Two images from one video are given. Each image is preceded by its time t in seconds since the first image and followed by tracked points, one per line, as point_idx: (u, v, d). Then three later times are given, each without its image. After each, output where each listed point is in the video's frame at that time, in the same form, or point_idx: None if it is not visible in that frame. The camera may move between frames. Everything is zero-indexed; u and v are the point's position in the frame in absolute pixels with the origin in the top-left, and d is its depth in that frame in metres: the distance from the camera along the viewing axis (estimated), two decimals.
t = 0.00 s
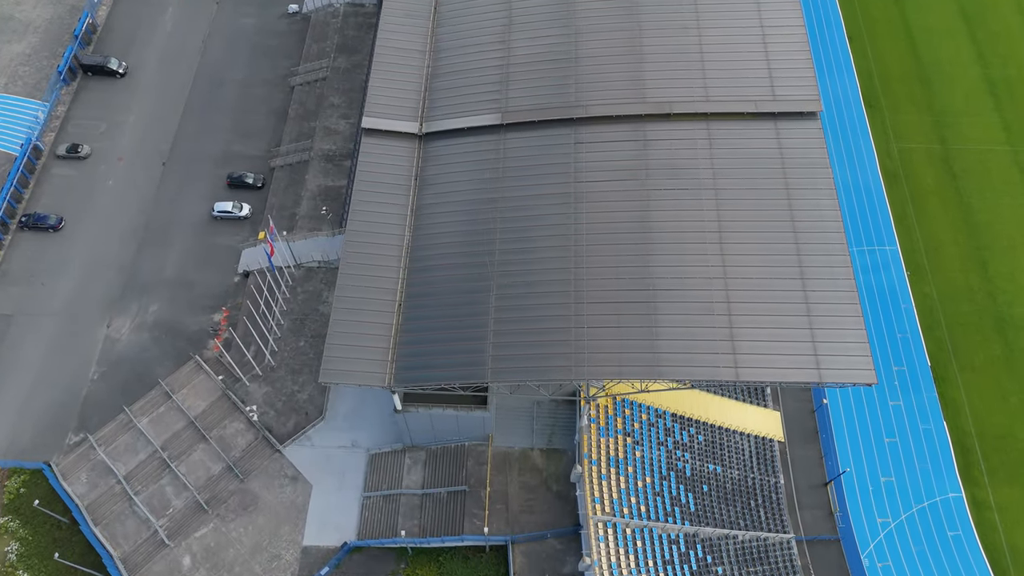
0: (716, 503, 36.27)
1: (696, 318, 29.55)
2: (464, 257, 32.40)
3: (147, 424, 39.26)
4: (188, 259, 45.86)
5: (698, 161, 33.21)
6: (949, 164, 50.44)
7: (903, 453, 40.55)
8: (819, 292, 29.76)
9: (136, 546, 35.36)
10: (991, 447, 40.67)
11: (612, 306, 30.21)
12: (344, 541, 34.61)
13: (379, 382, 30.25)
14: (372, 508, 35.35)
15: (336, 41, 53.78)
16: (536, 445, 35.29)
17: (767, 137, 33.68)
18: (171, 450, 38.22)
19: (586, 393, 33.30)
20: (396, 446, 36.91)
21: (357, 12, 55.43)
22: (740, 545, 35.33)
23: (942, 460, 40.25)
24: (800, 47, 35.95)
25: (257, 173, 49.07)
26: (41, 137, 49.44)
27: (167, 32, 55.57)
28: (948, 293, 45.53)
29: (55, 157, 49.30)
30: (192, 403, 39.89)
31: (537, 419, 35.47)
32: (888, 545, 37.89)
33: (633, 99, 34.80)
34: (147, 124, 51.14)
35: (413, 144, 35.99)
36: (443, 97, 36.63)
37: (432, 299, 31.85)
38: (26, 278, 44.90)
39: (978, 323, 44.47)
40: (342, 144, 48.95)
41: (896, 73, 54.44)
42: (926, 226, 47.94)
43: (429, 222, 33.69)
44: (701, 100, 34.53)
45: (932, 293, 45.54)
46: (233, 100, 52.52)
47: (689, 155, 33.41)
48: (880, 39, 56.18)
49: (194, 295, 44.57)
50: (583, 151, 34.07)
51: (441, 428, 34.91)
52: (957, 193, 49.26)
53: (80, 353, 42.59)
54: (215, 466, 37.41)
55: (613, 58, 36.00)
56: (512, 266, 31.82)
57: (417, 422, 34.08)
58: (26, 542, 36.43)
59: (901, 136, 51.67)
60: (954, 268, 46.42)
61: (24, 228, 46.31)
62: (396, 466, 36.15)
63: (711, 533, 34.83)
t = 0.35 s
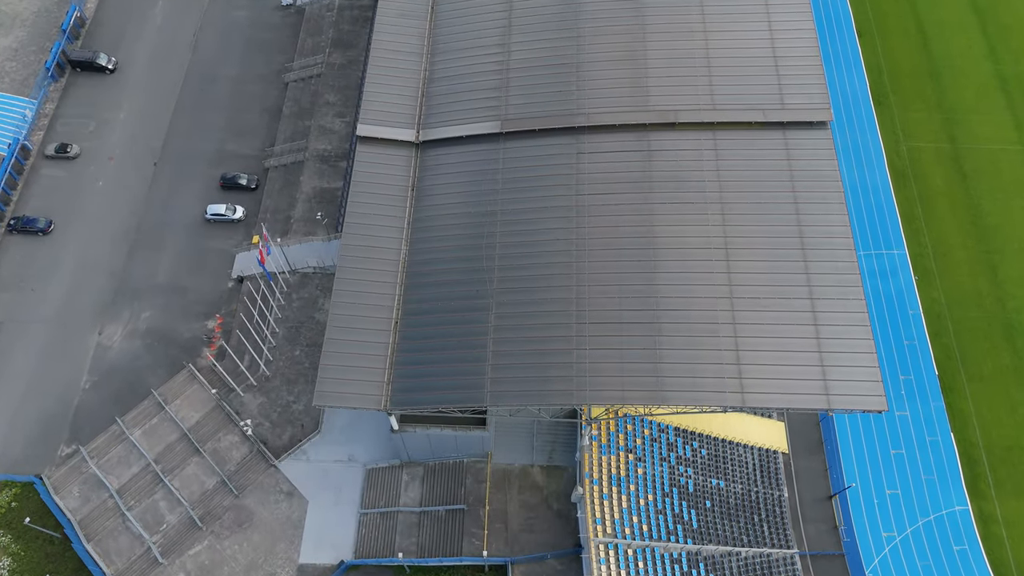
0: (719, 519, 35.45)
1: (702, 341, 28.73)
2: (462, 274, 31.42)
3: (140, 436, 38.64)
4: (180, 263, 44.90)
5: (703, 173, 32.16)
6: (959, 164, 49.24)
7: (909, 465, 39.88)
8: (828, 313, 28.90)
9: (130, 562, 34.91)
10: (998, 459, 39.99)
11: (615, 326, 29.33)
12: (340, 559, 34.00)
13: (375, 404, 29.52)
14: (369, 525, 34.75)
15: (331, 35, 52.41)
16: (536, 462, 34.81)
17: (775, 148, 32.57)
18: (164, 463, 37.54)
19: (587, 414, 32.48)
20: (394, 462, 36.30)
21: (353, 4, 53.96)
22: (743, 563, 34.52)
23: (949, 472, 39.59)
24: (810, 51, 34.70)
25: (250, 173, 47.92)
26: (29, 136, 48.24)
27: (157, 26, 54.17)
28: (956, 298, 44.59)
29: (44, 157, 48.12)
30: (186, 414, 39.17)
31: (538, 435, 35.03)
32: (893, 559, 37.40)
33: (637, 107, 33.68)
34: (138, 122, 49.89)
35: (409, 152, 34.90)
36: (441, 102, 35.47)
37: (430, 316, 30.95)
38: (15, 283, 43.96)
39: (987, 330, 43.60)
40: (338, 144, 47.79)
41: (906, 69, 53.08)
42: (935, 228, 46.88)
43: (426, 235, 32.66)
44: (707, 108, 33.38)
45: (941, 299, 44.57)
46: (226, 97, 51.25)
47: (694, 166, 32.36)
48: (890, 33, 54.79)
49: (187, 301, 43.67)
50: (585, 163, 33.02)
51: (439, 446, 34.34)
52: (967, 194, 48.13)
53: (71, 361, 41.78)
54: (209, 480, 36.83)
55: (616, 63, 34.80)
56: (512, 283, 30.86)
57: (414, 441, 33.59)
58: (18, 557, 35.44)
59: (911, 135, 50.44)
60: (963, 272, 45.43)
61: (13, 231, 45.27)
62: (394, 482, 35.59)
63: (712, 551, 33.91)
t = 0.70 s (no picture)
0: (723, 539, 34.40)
1: (707, 368, 27.90)
2: (460, 295, 30.51)
3: (133, 451, 37.92)
4: (174, 271, 44.00)
5: (709, 191, 31.14)
6: (970, 168, 48.16)
7: (915, 481, 39.16)
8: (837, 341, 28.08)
9: None
10: (1006, 474, 39.34)
11: (618, 352, 28.49)
12: None
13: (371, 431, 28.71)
14: (366, 546, 34.15)
15: (327, 33, 51.03)
16: (536, 483, 34.21)
17: (784, 163, 31.55)
18: (157, 480, 36.88)
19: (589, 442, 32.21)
20: (391, 481, 35.61)
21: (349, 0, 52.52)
22: None
23: (956, 488, 38.92)
24: (821, 61, 33.51)
25: (244, 177, 46.84)
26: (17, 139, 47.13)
27: (148, 22, 52.79)
28: (965, 309, 43.73)
29: (33, 160, 47.04)
30: (179, 429, 38.43)
31: (538, 456, 34.39)
32: None
33: (641, 120, 32.61)
34: (129, 123, 48.71)
35: (406, 166, 33.88)
36: (439, 113, 34.40)
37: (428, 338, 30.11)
38: (5, 292, 43.10)
39: (996, 341, 42.78)
40: (333, 148, 46.68)
41: (916, 68, 51.85)
42: (944, 235, 45.92)
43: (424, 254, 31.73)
44: (714, 121, 32.30)
45: (949, 309, 43.74)
46: (218, 97, 50.02)
47: (700, 182, 31.34)
48: (899, 31, 53.46)
49: (180, 311, 42.81)
50: (587, 179, 31.99)
51: (437, 467, 33.58)
52: (977, 200, 47.08)
53: (63, 373, 41.04)
54: (203, 498, 36.21)
55: (620, 73, 33.66)
56: (512, 305, 29.97)
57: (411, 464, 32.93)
58: None
59: (920, 138, 49.31)
60: (972, 281, 44.51)
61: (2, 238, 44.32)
62: (391, 502, 34.95)
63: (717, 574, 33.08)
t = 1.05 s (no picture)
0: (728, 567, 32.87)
1: (712, 400, 27.08)
2: (458, 321, 29.62)
3: (126, 470, 37.26)
4: (167, 283, 43.17)
5: (715, 213, 30.20)
6: (980, 175, 47.16)
7: (922, 500, 38.41)
8: (846, 373, 27.27)
9: None
10: (1013, 493, 38.77)
11: (620, 383, 27.68)
12: None
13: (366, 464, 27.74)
14: (362, 571, 33.57)
15: (322, 34, 49.75)
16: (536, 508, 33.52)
17: (792, 184, 30.57)
18: (151, 501, 36.26)
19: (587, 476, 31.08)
20: (388, 504, 34.96)
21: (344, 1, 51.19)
22: None
23: (962, 508, 38.28)
24: (831, 75, 32.42)
25: (238, 186, 45.84)
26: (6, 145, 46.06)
27: (139, 23, 51.52)
28: (974, 322, 42.93)
29: (23, 167, 46.03)
30: (173, 447, 37.71)
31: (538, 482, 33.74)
32: None
33: (645, 138, 31.61)
34: (120, 129, 47.62)
35: (402, 183, 32.90)
36: (437, 129, 33.41)
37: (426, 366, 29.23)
38: None
39: (1005, 356, 42.03)
40: (329, 155, 45.64)
41: (925, 71, 50.66)
42: (953, 246, 44.99)
43: (421, 277, 30.79)
44: (720, 139, 31.33)
45: (958, 322, 42.92)
46: (211, 101, 48.88)
47: (706, 204, 30.39)
48: (909, 31, 52.16)
49: (174, 324, 42.01)
50: (589, 200, 31.03)
51: (431, 492, 33.80)
52: (988, 209, 46.12)
53: (54, 389, 40.30)
54: (197, 519, 35.62)
55: (623, 87, 32.60)
56: (512, 331, 29.10)
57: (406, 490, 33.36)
58: None
59: (930, 143, 48.23)
60: (981, 293, 43.67)
61: None
62: (388, 526, 34.31)
63: None
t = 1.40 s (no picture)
0: None
1: (718, 436, 26.35)
2: (456, 349, 28.78)
3: (119, 491, 36.62)
4: (160, 297, 42.37)
5: (720, 239, 29.33)
6: (989, 184, 46.22)
7: (927, 521, 37.73)
8: (855, 408, 26.48)
9: None
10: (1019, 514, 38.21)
11: (623, 417, 26.94)
12: None
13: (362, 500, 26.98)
14: None
15: (317, 38, 48.56)
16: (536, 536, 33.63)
17: (800, 208, 29.63)
18: (144, 524, 35.69)
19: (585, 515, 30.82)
20: (386, 529, 34.25)
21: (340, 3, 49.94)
22: None
23: (968, 529, 37.65)
24: (840, 93, 31.38)
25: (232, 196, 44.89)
26: None
27: (130, 25, 50.33)
28: (982, 337, 42.19)
29: (12, 176, 45.09)
30: (166, 468, 37.02)
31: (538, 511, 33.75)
32: None
33: (649, 160, 30.71)
34: (112, 136, 46.66)
35: (399, 205, 32.03)
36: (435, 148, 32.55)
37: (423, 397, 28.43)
38: None
39: (1013, 372, 41.32)
40: (324, 164, 44.62)
41: (934, 76, 49.56)
42: (961, 258, 44.17)
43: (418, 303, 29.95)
44: (725, 161, 30.38)
45: (966, 337, 42.18)
46: (204, 107, 47.82)
47: (711, 228, 29.54)
48: (919, 34, 50.99)
49: (167, 339, 41.25)
50: (591, 224, 30.16)
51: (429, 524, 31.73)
52: (997, 220, 45.24)
53: (46, 406, 39.63)
54: (191, 543, 35.05)
55: (626, 105, 31.68)
56: (511, 361, 28.27)
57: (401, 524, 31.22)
58: None
59: (938, 151, 47.25)
60: (990, 308, 42.89)
61: None
62: (385, 553, 33.67)
63: None
